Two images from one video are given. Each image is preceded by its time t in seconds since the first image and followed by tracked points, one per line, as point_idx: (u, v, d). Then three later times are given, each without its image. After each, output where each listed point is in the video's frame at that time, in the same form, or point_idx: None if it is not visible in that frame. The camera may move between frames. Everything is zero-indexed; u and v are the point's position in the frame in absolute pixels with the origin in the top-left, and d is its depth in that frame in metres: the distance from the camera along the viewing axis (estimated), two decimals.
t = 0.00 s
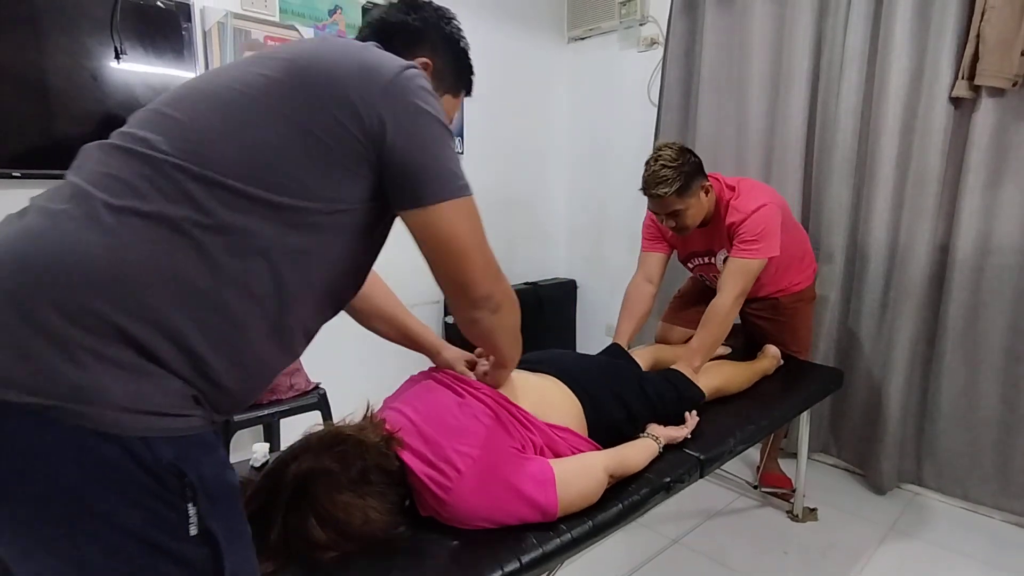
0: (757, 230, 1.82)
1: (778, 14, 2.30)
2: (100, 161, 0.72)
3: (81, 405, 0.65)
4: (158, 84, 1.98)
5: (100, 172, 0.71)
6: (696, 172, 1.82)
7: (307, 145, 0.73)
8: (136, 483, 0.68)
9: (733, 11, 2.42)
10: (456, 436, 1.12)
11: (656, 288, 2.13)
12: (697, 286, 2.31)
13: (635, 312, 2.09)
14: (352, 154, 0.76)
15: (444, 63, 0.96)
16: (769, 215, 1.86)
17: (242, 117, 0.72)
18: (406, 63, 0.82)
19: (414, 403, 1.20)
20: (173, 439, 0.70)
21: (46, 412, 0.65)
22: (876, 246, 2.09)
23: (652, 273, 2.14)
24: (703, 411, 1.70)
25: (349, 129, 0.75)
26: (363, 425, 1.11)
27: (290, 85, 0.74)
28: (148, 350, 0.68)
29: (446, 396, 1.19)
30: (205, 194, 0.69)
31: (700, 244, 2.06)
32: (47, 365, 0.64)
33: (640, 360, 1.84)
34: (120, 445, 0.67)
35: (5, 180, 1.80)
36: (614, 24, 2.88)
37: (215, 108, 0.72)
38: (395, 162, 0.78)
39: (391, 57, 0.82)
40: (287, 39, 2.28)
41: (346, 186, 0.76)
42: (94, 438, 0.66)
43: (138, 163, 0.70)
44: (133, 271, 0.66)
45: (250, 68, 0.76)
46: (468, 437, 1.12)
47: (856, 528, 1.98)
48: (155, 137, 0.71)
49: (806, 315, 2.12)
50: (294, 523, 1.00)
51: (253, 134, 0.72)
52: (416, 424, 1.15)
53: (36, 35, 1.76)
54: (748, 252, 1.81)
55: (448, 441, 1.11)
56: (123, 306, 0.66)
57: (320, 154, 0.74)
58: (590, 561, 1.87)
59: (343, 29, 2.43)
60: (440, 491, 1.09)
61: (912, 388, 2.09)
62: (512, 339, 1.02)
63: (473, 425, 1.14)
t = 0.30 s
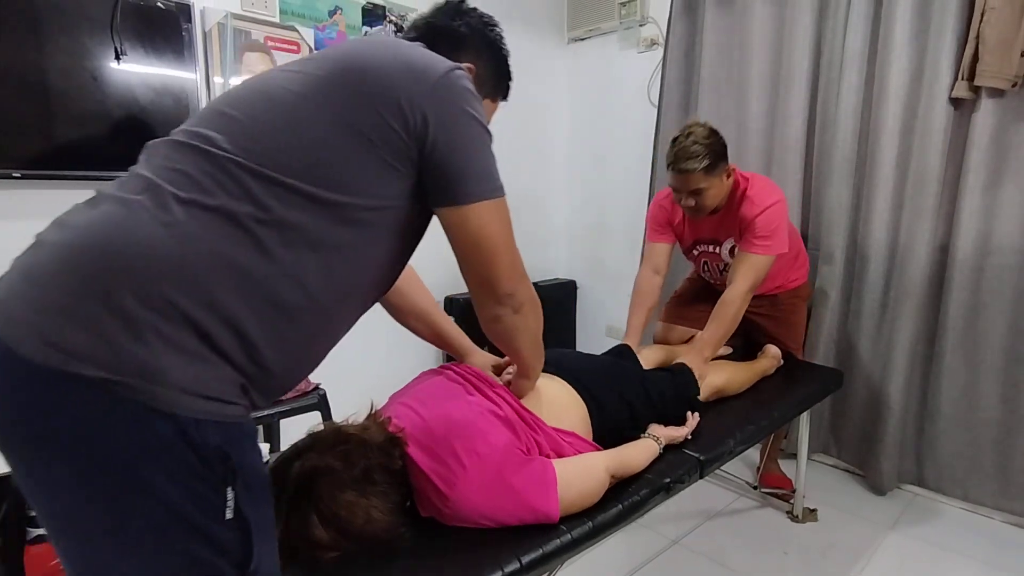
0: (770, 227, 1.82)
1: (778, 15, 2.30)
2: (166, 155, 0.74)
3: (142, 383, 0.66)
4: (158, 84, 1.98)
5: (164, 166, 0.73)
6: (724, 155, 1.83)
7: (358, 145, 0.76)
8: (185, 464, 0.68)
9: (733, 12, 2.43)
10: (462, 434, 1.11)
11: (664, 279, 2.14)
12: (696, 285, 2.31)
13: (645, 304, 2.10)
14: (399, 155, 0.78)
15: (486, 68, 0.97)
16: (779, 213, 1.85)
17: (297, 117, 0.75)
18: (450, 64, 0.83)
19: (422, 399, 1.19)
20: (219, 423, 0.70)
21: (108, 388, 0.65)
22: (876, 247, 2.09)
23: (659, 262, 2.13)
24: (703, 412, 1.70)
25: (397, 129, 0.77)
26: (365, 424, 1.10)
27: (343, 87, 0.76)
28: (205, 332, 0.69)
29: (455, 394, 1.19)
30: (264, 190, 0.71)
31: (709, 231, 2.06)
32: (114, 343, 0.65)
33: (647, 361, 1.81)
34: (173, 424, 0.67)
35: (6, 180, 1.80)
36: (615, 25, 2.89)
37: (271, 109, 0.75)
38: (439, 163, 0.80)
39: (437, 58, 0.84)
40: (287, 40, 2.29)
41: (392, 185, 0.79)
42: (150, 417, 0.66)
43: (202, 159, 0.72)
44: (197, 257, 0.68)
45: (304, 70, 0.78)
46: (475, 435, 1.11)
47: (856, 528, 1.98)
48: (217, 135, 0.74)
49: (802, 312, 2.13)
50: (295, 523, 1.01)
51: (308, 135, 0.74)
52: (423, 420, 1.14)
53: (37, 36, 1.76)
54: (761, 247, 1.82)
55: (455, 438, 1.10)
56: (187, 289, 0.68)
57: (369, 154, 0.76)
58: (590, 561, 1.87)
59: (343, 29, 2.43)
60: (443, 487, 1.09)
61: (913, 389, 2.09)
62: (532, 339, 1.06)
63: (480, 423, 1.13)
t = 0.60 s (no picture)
0: (774, 216, 1.82)
1: (778, 15, 2.31)
2: (216, 156, 0.76)
3: (197, 371, 0.68)
4: (158, 84, 1.98)
5: (214, 168, 0.75)
6: (728, 140, 1.82)
7: (391, 159, 0.76)
8: (223, 449, 0.70)
9: (733, 12, 2.43)
10: (461, 434, 1.11)
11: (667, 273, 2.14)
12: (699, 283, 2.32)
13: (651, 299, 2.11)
14: (430, 170, 0.78)
15: (529, 79, 0.97)
16: (784, 204, 1.86)
17: (334, 128, 0.75)
18: (490, 79, 0.82)
19: (420, 400, 1.19)
20: (258, 413, 0.73)
21: (166, 373, 0.67)
22: (876, 247, 2.09)
23: (663, 256, 2.13)
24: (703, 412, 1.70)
25: (430, 146, 0.77)
26: (365, 424, 1.10)
27: (381, 100, 0.76)
28: (248, 326, 0.72)
29: (453, 394, 1.19)
30: (303, 199, 0.73)
31: (714, 221, 2.05)
32: (171, 329, 0.67)
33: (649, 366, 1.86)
34: (217, 410, 0.69)
35: (7, 180, 1.80)
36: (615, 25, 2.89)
37: (310, 117, 0.75)
38: (469, 181, 0.79)
39: (478, 73, 0.82)
40: (286, 40, 2.28)
41: (423, 199, 0.79)
42: (202, 405, 0.69)
43: (246, 163, 0.74)
44: (246, 252, 0.70)
45: (345, 78, 0.78)
46: (474, 436, 1.12)
47: (857, 528, 1.99)
48: (259, 140, 0.75)
49: (802, 311, 2.14)
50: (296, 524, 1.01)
51: (343, 146, 0.74)
52: (421, 420, 1.14)
53: (36, 36, 1.76)
54: (765, 237, 1.82)
55: (454, 438, 1.10)
56: (234, 284, 0.70)
57: (402, 169, 0.77)
58: (591, 561, 1.87)
59: (343, 30, 2.43)
60: (443, 488, 1.09)
61: (913, 389, 2.09)
62: (547, 362, 1.00)
63: (479, 423, 1.14)
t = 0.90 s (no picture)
0: (763, 224, 1.82)
1: (778, 15, 2.31)
2: (228, 158, 0.76)
3: (200, 366, 0.68)
4: (158, 84, 1.98)
5: (225, 170, 0.75)
6: (709, 156, 1.83)
7: (393, 173, 0.75)
8: (226, 446, 0.70)
9: (733, 12, 2.43)
10: (460, 435, 1.11)
11: (657, 284, 2.12)
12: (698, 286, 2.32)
13: (639, 308, 2.10)
14: (432, 184, 0.77)
15: (544, 89, 0.97)
16: (775, 211, 1.85)
17: (339, 139, 0.74)
18: (501, 95, 0.80)
19: (418, 400, 1.19)
20: (260, 411, 0.73)
21: (170, 368, 0.68)
22: (876, 247, 2.09)
23: (653, 265, 2.13)
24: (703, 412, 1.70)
25: (433, 162, 0.76)
26: (363, 424, 1.10)
27: (388, 112, 0.75)
28: (251, 326, 0.72)
29: (451, 395, 1.19)
30: (307, 206, 0.73)
31: (707, 233, 2.06)
32: (179, 326, 0.68)
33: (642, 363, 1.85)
34: (222, 408, 0.69)
35: (7, 180, 1.80)
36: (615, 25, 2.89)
37: (319, 127, 0.75)
38: (471, 200, 0.77)
39: (492, 91, 0.80)
40: (286, 40, 2.28)
41: (424, 214, 0.78)
42: (203, 400, 0.69)
43: (255, 166, 0.74)
44: (251, 250, 0.70)
45: (358, 87, 0.77)
46: (473, 436, 1.12)
47: (856, 529, 1.99)
48: (269, 145, 0.75)
49: (805, 314, 2.13)
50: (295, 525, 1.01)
51: (348, 157, 0.74)
52: (418, 421, 1.14)
53: (37, 37, 1.76)
54: (755, 246, 1.82)
55: (453, 439, 1.10)
56: (236, 283, 0.70)
57: (404, 183, 0.76)
58: (591, 562, 1.87)
59: (343, 30, 2.43)
60: (442, 489, 1.09)
61: (913, 389, 2.10)
62: (547, 384, 0.97)
63: (477, 423, 1.14)
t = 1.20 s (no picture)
0: (751, 231, 1.82)
1: (778, 15, 2.31)
2: (202, 158, 0.76)
3: (172, 369, 0.67)
4: (157, 84, 1.98)
5: (198, 170, 0.75)
6: (689, 171, 1.83)
7: (369, 181, 0.76)
8: (201, 448, 0.70)
9: (732, 13, 2.43)
10: (460, 435, 1.11)
11: (649, 290, 2.12)
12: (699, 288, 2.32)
13: (630, 312, 2.09)
14: (408, 193, 0.78)
15: (528, 92, 0.97)
16: (763, 217, 1.85)
17: (315, 144, 0.75)
18: (478, 108, 0.81)
19: (416, 401, 1.20)
20: (238, 412, 0.73)
21: (139, 373, 0.67)
22: (876, 247, 2.09)
23: (645, 271, 2.13)
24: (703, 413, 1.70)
25: (407, 171, 0.77)
26: (363, 424, 1.10)
27: (365, 120, 0.76)
28: (223, 329, 0.71)
29: (450, 395, 1.19)
30: (280, 210, 0.73)
31: (700, 243, 2.06)
32: (145, 329, 0.67)
33: (639, 364, 1.86)
34: (196, 410, 0.69)
35: (6, 180, 1.80)
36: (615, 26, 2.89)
37: (296, 132, 0.75)
38: (446, 211, 0.78)
39: (469, 104, 0.81)
40: (286, 40, 2.28)
41: (398, 221, 0.79)
42: (175, 403, 0.68)
43: (229, 167, 0.74)
44: (223, 252, 0.70)
45: (337, 94, 0.78)
46: (473, 437, 1.12)
47: (856, 529, 1.99)
48: (244, 145, 0.75)
49: (808, 317, 2.12)
50: (294, 525, 1.01)
51: (324, 164, 0.75)
52: (417, 422, 1.15)
53: (38, 37, 1.76)
54: (743, 254, 1.81)
55: (452, 440, 1.10)
56: (208, 285, 0.70)
57: (379, 192, 0.77)
58: (590, 562, 1.87)
59: (342, 30, 2.43)
60: (441, 489, 1.09)
61: (913, 389, 2.10)
62: (541, 398, 1.00)
63: (477, 424, 1.14)
